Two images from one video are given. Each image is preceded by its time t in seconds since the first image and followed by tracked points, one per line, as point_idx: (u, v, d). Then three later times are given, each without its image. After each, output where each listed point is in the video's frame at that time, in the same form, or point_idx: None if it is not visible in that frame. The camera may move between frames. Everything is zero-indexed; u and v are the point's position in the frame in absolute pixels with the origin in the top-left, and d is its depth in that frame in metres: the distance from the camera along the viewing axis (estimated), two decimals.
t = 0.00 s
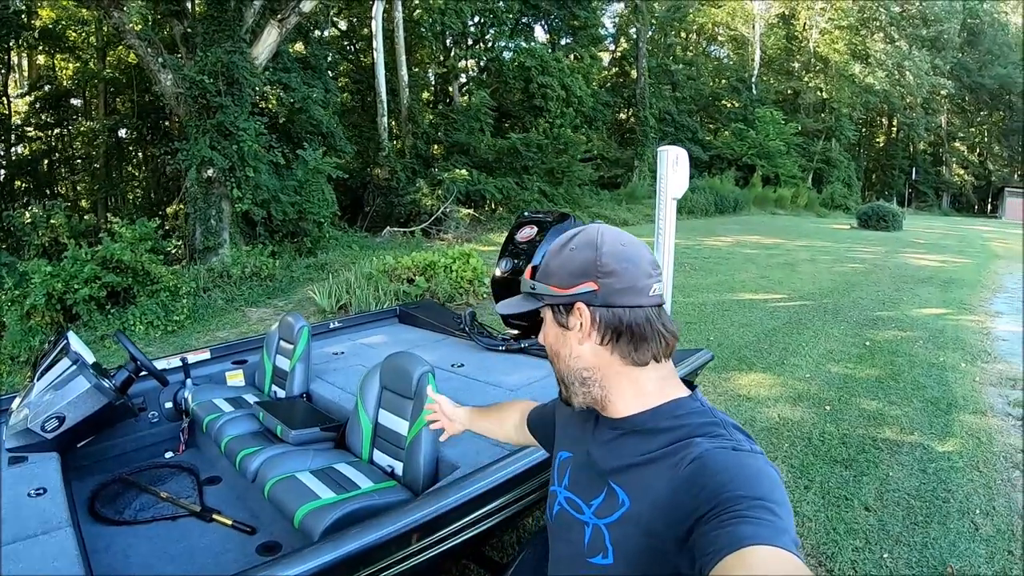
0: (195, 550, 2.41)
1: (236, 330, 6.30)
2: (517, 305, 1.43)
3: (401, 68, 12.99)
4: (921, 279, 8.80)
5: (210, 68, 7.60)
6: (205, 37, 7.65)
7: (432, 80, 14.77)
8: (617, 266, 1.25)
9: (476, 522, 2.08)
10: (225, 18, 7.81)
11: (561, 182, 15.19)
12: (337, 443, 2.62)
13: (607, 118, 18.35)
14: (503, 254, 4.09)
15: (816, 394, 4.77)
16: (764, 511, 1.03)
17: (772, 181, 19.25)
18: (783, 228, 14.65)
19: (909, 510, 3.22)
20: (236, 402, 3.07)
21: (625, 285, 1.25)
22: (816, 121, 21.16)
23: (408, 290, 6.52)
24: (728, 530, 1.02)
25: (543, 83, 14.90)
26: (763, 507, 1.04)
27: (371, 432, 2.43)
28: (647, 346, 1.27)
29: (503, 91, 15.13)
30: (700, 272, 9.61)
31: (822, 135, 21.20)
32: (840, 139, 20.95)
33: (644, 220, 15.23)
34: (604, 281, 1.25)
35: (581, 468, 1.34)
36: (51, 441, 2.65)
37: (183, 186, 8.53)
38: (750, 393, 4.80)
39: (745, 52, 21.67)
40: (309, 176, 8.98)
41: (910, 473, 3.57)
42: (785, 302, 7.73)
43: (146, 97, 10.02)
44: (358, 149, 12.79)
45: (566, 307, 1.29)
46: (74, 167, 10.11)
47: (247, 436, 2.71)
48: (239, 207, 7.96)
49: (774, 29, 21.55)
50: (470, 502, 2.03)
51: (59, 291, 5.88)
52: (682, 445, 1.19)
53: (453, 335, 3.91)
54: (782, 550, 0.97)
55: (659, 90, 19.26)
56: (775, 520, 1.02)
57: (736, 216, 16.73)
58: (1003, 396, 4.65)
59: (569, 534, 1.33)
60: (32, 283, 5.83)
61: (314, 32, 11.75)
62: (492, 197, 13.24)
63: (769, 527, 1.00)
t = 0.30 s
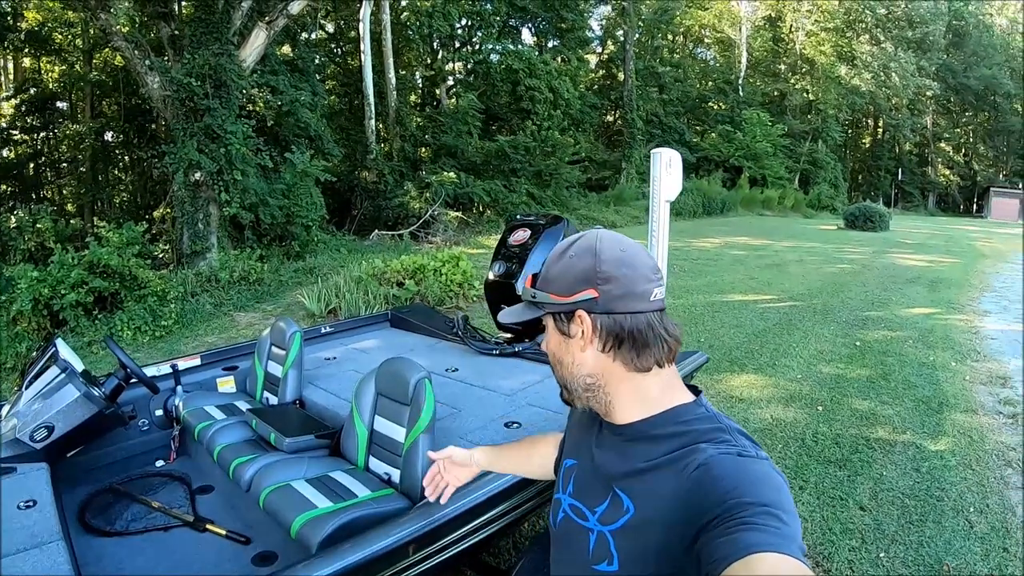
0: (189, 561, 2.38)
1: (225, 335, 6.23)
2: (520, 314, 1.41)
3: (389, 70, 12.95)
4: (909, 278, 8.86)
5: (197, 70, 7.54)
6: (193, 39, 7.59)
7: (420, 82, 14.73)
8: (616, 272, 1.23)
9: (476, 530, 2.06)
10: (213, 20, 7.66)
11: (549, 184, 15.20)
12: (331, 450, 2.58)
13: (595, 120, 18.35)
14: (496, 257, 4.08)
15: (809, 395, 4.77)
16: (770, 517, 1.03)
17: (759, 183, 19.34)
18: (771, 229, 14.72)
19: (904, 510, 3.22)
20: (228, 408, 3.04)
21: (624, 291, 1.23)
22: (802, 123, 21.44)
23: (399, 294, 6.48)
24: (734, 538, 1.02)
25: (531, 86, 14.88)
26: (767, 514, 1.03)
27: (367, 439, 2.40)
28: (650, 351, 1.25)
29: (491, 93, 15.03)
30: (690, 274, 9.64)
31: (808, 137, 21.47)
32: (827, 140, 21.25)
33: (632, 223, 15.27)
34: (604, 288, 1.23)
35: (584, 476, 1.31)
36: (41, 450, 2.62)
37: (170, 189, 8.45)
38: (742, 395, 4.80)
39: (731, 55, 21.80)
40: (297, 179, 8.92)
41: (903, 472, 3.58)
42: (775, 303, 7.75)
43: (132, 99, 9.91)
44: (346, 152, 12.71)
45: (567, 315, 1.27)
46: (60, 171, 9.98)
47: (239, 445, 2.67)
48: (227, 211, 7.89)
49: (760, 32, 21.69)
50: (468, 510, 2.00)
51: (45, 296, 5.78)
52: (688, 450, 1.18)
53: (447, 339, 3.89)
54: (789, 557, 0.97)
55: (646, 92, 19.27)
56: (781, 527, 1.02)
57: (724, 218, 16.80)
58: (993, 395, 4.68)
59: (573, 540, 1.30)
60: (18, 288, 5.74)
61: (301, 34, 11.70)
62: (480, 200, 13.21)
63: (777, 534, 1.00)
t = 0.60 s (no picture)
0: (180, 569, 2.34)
1: (213, 338, 6.17)
2: (513, 316, 1.40)
3: (376, 71, 12.90)
4: (897, 277, 8.91)
5: (184, 71, 7.47)
6: (179, 39, 7.51)
7: (407, 84, 14.68)
8: (611, 274, 1.23)
9: (470, 536, 2.03)
10: (200, 21, 7.57)
11: (536, 185, 15.20)
12: (324, 455, 2.56)
13: (583, 121, 18.36)
14: (487, 258, 4.06)
15: (799, 394, 4.78)
16: (763, 514, 1.01)
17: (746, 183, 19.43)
18: (759, 228, 14.79)
19: (897, 507, 3.23)
20: (217, 413, 3.00)
21: (619, 293, 1.22)
22: (788, 123, 21.61)
23: (388, 296, 6.44)
24: (726, 534, 1.00)
25: (518, 87, 14.79)
26: (761, 510, 1.02)
27: (359, 443, 2.38)
28: (642, 353, 1.23)
29: (479, 94, 15.00)
30: (679, 273, 9.66)
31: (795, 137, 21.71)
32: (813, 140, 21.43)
33: (621, 223, 15.30)
34: (599, 290, 1.22)
35: (579, 477, 1.29)
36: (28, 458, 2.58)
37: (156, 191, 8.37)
38: (733, 394, 4.80)
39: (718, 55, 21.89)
40: (284, 180, 8.86)
41: (896, 469, 3.59)
42: (764, 303, 7.77)
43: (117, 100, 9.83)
44: (333, 153, 12.63)
45: (561, 315, 1.26)
46: (46, 173, 10.05)
47: (230, 450, 2.64)
48: (214, 213, 7.82)
49: (746, 32, 21.79)
50: (462, 516, 1.97)
51: (31, 300, 5.71)
52: (681, 447, 1.16)
53: (437, 341, 3.86)
54: (783, 554, 0.95)
55: (633, 92, 19.30)
56: (774, 522, 1.00)
57: (712, 217, 16.88)
58: (982, 392, 4.71)
59: (566, 540, 1.28)
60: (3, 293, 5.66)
61: (288, 35, 11.63)
62: (468, 201, 13.17)
63: (770, 530, 0.98)
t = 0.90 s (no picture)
0: None
1: (204, 341, 6.13)
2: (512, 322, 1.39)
3: (367, 72, 12.84)
4: (887, 275, 8.95)
5: (173, 72, 7.40)
6: (168, 40, 7.44)
7: (398, 84, 14.62)
8: (610, 278, 1.21)
9: (470, 542, 2.01)
10: (190, 22, 7.49)
11: (527, 185, 15.19)
12: (320, 461, 2.54)
13: (573, 121, 18.36)
14: (481, 260, 4.03)
15: (792, 393, 4.80)
16: (769, 524, 1.00)
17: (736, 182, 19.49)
18: (749, 227, 14.84)
19: (892, 505, 3.24)
20: (211, 418, 2.97)
21: (619, 297, 1.21)
22: (778, 122, 21.74)
23: (379, 297, 6.41)
24: (732, 547, 0.99)
25: (508, 86, 14.80)
26: (766, 521, 1.01)
27: (356, 448, 2.36)
28: (643, 358, 1.22)
29: (469, 94, 14.97)
30: (671, 273, 9.68)
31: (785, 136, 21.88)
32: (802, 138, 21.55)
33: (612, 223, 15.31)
34: (599, 294, 1.21)
35: (581, 486, 1.28)
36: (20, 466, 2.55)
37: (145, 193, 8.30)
38: (726, 394, 4.80)
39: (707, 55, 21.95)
40: (275, 181, 8.81)
41: (890, 468, 3.60)
42: (756, 302, 7.79)
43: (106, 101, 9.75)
44: (324, 154, 12.56)
45: (561, 322, 1.25)
46: (35, 175, 9.97)
47: (225, 457, 2.61)
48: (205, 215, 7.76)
49: (736, 32, 21.86)
50: (461, 523, 1.95)
51: (20, 304, 5.64)
52: (684, 456, 1.15)
53: (431, 344, 3.83)
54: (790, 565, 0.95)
55: (624, 92, 19.29)
56: (779, 534, 0.99)
57: (703, 216, 16.93)
58: (975, 390, 4.74)
59: (568, 550, 1.27)
60: None
61: (278, 35, 11.56)
62: (459, 201, 13.14)
63: (776, 542, 0.97)
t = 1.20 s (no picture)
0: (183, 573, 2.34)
1: (206, 338, 6.13)
2: (508, 328, 1.37)
3: (366, 70, 12.83)
4: (886, 275, 8.97)
5: (174, 69, 7.40)
6: (169, 38, 7.44)
7: (397, 82, 14.61)
8: (609, 289, 1.19)
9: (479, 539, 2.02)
10: (191, 19, 7.50)
11: (527, 184, 15.19)
12: (327, 455, 2.56)
13: (572, 120, 18.35)
14: (485, 258, 4.05)
15: (792, 391, 4.81)
16: (773, 524, 1.03)
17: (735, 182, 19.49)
18: (749, 227, 14.86)
19: (892, 501, 3.26)
20: (217, 414, 2.98)
21: (618, 308, 1.20)
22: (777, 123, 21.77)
23: (381, 295, 6.42)
24: (738, 547, 1.01)
25: (508, 85, 14.79)
26: (771, 520, 1.03)
27: (364, 443, 2.38)
28: (645, 366, 1.22)
29: (468, 93, 14.96)
30: (671, 272, 9.69)
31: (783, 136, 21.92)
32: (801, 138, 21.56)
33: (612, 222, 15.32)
34: (596, 306, 1.19)
35: (585, 489, 1.29)
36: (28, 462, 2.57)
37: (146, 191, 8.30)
38: (727, 391, 4.82)
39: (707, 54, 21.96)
40: (275, 179, 8.81)
41: (890, 464, 3.63)
42: (756, 301, 7.81)
43: (106, 98, 9.73)
44: (323, 152, 12.54)
45: (559, 333, 1.23)
46: (33, 172, 9.86)
47: (232, 452, 2.63)
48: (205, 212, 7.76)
49: (735, 32, 21.87)
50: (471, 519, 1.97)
51: (21, 301, 5.65)
52: (687, 459, 1.16)
53: (436, 341, 3.85)
54: (795, 563, 0.97)
55: (623, 91, 19.28)
56: (783, 532, 1.02)
57: (702, 216, 16.95)
58: (973, 389, 4.76)
59: (576, 552, 1.29)
60: None
61: (278, 33, 11.55)
62: (459, 199, 13.14)
63: (781, 541, 1.00)
